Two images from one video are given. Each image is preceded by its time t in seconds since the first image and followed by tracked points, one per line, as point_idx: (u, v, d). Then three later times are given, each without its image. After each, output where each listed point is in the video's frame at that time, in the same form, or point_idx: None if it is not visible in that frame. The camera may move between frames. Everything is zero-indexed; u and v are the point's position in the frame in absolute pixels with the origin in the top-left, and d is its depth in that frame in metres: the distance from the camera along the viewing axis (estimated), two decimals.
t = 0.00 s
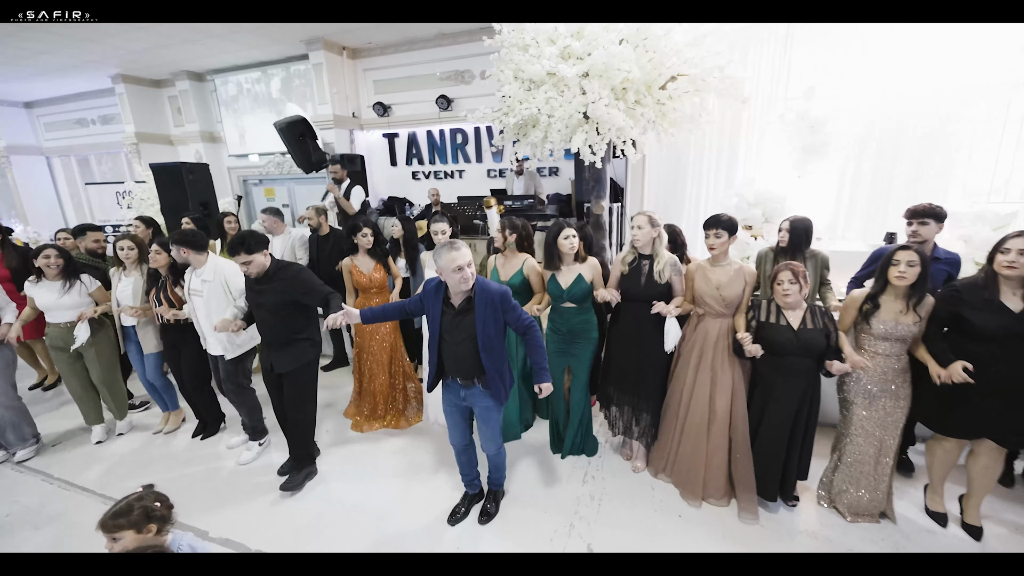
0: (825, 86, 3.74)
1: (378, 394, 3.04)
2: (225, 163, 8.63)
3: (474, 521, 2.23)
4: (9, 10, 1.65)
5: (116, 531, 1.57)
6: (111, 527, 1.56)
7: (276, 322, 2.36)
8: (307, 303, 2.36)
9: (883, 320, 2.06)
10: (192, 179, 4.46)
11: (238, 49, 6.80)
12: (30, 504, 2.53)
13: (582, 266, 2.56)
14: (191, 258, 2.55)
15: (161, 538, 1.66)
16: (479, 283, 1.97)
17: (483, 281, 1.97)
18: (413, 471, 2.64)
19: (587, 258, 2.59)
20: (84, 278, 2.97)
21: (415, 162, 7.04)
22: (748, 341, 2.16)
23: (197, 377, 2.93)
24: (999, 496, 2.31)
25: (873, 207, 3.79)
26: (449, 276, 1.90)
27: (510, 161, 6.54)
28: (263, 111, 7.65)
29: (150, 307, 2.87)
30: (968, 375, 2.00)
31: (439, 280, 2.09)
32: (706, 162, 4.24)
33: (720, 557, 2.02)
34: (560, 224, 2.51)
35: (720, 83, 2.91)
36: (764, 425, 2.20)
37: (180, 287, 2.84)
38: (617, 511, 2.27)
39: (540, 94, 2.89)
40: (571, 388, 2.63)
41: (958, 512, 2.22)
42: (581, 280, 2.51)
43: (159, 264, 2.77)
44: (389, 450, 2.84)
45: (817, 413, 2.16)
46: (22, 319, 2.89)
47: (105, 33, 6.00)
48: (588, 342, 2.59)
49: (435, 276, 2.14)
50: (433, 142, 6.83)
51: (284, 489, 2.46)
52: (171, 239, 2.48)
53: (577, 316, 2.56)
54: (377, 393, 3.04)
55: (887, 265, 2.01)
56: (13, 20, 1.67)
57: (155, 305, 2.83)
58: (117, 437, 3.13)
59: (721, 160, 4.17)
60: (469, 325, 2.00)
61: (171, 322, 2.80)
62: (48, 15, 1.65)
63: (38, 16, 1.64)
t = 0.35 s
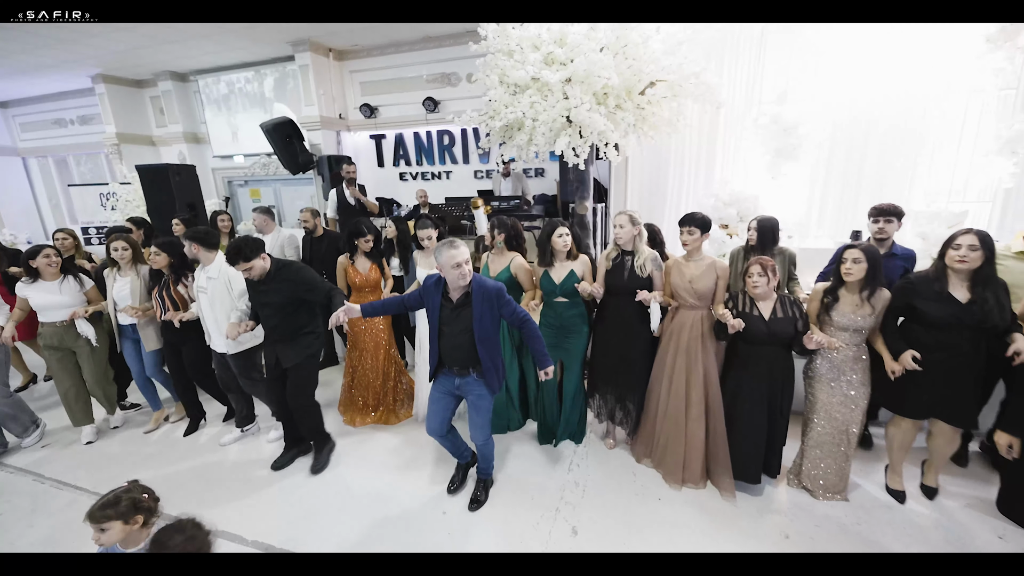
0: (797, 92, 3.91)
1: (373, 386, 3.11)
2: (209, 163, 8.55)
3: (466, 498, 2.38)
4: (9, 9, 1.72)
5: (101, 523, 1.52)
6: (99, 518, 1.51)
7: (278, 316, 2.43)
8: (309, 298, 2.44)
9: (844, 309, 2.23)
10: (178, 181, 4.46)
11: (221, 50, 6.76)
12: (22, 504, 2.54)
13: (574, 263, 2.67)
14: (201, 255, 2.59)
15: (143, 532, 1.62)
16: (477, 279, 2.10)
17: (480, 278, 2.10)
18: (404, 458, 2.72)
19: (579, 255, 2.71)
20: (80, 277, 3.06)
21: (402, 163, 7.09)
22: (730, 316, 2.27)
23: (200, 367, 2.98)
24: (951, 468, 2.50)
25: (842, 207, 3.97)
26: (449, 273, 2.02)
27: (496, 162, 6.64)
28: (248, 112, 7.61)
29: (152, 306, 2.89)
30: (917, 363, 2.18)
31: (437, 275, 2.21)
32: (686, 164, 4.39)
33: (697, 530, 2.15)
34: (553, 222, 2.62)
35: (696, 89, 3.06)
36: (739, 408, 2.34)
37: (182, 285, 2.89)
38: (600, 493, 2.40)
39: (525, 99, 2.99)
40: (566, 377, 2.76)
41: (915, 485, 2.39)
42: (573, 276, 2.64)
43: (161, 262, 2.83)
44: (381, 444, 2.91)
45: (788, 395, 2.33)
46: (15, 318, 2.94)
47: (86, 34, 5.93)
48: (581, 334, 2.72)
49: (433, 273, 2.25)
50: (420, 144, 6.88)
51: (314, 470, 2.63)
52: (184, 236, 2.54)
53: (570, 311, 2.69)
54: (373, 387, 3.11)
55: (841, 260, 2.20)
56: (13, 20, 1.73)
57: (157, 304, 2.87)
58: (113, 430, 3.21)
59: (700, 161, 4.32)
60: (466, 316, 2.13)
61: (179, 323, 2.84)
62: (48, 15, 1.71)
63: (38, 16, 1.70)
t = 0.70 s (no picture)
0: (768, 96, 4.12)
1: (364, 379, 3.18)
2: (190, 165, 8.46)
3: (455, 482, 2.50)
4: (9, 9, 1.77)
5: (127, 498, 1.48)
6: (125, 494, 1.47)
7: (288, 316, 2.49)
8: (317, 294, 2.50)
9: (812, 300, 2.42)
10: (163, 183, 4.44)
11: (203, 52, 6.72)
12: (14, 503, 2.57)
13: (565, 262, 2.80)
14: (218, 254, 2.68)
15: (164, 507, 1.60)
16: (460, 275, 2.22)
17: (464, 273, 2.23)
18: (395, 448, 2.82)
19: (570, 254, 2.83)
20: (80, 278, 3.10)
21: (388, 164, 7.14)
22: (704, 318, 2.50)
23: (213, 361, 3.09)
24: (903, 444, 2.71)
25: (808, 206, 4.20)
26: (436, 268, 2.14)
27: (481, 164, 6.75)
28: (230, 113, 7.55)
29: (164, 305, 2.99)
30: (883, 350, 2.33)
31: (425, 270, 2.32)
32: (663, 166, 4.57)
33: (674, 508, 2.29)
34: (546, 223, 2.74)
35: (669, 96, 3.24)
36: (719, 393, 2.53)
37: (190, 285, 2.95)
38: (583, 476, 2.53)
39: (508, 104, 3.12)
40: (557, 369, 2.87)
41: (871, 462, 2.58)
42: (565, 275, 2.76)
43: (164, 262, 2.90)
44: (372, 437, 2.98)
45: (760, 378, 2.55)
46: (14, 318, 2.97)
47: (63, 34, 5.85)
48: (573, 329, 2.84)
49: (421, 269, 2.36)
50: (405, 145, 6.95)
51: (318, 458, 2.69)
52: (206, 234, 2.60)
53: (562, 307, 2.80)
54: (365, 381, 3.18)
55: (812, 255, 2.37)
56: (13, 20, 1.78)
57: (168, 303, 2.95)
58: (103, 428, 3.22)
59: (678, 163, 4.50)
60: (451, 308, 2.25)
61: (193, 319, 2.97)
62: (49, 15, 1.76)
63: (38, 16, 1.76)
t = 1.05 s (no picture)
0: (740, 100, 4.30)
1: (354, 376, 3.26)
2: (170, 166, 8.35)
3: (446, 470, 2.61)
4: (9, 10, 1.86)
5: (153, 478, 1.62)
6: (149, 474, 1.62)
7: (285, 311, 2.58)
8: (314, 290, 2.59)
9: (781, 290, 2.58)
10: (147, 185, 4.42)
11: (185, 53, 6.67)
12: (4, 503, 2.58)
13: (549, 260, 2.94)
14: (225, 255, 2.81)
15: (187, 487, 1.72)
16: (450, 273, 2.34)
17: (454, 269, 2.34)
18: (385, 441, 2.91)
19: (553, 252, 2.97)
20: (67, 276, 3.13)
21: (373, 166, 7.19)
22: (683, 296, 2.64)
23: (202, 356, 3.18)
24: (862, 426, 2.91)
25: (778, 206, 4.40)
26: (427, 267, 2.26)
27: (466, 166, 6.84)
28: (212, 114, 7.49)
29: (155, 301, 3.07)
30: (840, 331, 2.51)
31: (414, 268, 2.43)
32: (643, 167, 4.74)
33: (652, 488, 2.44)
34: (530, 222, 2.86)
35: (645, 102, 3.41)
36: (705, 382, 2.69)
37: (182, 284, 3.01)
38: (567, 462, 2.66)
39: (492, 109, 3.24)
40: (543, 362, 2.98)
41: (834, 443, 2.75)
42: (548, 271, 2.91)
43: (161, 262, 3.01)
44: (363, 429, 3.07)
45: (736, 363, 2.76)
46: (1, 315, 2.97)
47: (39, 33, 5.76)
48: (558, 324, 2.98)
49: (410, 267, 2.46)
50: (391, 147, 7.01)
51: (311, 453, 2.77)
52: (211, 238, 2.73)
53: (548, 301, 2.94)
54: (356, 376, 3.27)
55: (784, 250, 2.54)
56: (13, 19, 1.88)
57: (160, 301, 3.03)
58: (88, 431, 3.20)
59: (657, 165, 4.68)
60: (444, 302, 2.38)
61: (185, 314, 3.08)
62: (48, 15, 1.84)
63: (37, 16, 1.86)
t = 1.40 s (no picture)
0: (711, 106, 4.51)
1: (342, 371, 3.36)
2: (148, 168, 8.22)
3: (435, 459, 2.74)
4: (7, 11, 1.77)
5: (150, 471, 1.65)
6: (147, 467, 1.64)
7: (278, 307, 2.66)
8: (303, 289, 2.67)
9: (742, 286, 2.77)
10: (130, 188, 4.40)
11: (164, 55, 6.61)
12: None
13: (530, 259, 3.08)
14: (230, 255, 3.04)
15: (186, 477, 1.75)
16: (440, 274, 2.45)
17: (444, 270, 2.45)
18: (375, 434, 3.01)
19: (534, 252, 3.11)
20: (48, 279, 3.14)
21: (356, 168, 7.23)
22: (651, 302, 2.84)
23: (185, 355, 3.23)
24: (822, 409, 3.14)
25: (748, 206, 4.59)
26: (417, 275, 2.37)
27: (450, 168, 6.95)
28: (193, 115, 7.42)
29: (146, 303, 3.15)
30: (794, 323, 2.73)
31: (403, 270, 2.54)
32: (621, 169, 4.91)
33: (629, 471, 2.60)
34: (511, 224, 3.00)
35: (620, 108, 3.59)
36: (681, 371, 2.88)
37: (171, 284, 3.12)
38: (551, 450, 2.79)
39: (474, 114, 3.37)
40: (525, 356, 3.10)
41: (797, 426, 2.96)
42: (530, 271, 3.04)
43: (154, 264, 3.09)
44: (353, 424, 3.16)
45: (703, 353, 2.97)
46: None
47: (12, 33, 5.65)
48: (538, 319, 3.13)
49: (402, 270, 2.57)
50: (374, 149, 7.07)
51: (301, 447, 2.84)
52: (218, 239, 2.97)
53: (529, 298, 3.08)
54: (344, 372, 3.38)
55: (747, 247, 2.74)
56: (11, 20, 1.79)
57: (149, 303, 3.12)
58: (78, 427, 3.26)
59: (634, 167, 4.87)
60: (435, 302, 2.50)
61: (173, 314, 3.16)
62: (50, 16, 1.74)
63: (38, 17, 1.77)
